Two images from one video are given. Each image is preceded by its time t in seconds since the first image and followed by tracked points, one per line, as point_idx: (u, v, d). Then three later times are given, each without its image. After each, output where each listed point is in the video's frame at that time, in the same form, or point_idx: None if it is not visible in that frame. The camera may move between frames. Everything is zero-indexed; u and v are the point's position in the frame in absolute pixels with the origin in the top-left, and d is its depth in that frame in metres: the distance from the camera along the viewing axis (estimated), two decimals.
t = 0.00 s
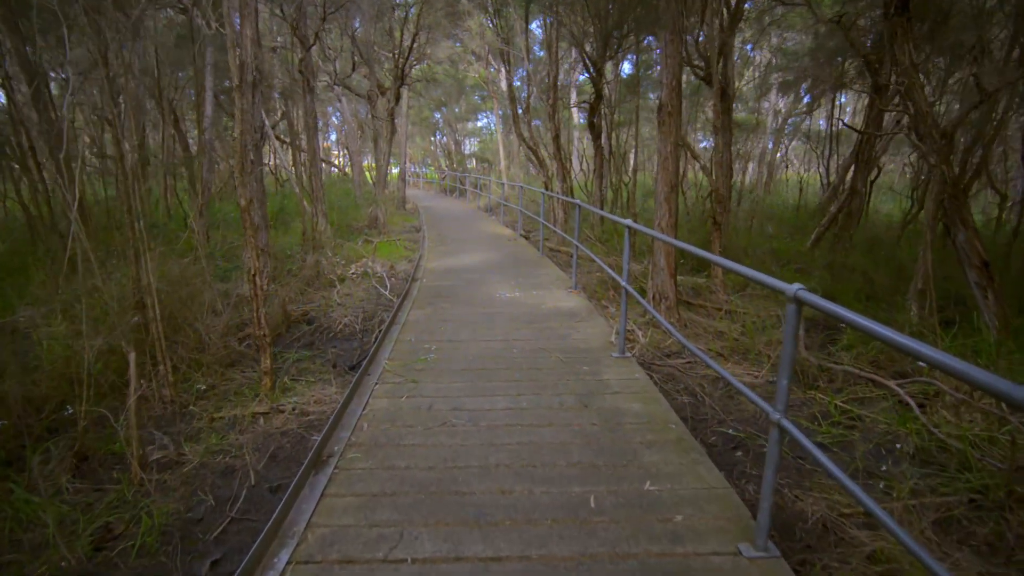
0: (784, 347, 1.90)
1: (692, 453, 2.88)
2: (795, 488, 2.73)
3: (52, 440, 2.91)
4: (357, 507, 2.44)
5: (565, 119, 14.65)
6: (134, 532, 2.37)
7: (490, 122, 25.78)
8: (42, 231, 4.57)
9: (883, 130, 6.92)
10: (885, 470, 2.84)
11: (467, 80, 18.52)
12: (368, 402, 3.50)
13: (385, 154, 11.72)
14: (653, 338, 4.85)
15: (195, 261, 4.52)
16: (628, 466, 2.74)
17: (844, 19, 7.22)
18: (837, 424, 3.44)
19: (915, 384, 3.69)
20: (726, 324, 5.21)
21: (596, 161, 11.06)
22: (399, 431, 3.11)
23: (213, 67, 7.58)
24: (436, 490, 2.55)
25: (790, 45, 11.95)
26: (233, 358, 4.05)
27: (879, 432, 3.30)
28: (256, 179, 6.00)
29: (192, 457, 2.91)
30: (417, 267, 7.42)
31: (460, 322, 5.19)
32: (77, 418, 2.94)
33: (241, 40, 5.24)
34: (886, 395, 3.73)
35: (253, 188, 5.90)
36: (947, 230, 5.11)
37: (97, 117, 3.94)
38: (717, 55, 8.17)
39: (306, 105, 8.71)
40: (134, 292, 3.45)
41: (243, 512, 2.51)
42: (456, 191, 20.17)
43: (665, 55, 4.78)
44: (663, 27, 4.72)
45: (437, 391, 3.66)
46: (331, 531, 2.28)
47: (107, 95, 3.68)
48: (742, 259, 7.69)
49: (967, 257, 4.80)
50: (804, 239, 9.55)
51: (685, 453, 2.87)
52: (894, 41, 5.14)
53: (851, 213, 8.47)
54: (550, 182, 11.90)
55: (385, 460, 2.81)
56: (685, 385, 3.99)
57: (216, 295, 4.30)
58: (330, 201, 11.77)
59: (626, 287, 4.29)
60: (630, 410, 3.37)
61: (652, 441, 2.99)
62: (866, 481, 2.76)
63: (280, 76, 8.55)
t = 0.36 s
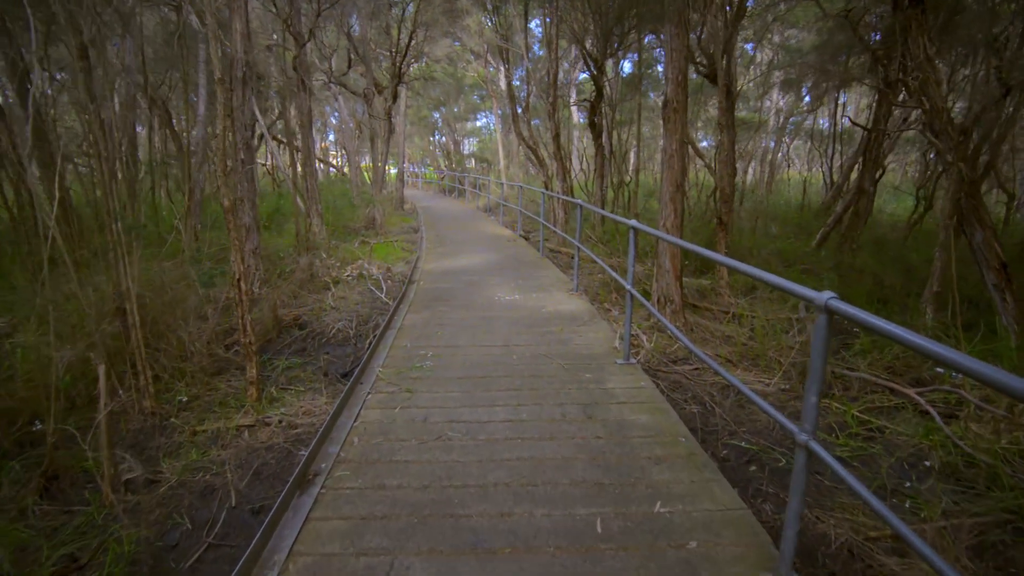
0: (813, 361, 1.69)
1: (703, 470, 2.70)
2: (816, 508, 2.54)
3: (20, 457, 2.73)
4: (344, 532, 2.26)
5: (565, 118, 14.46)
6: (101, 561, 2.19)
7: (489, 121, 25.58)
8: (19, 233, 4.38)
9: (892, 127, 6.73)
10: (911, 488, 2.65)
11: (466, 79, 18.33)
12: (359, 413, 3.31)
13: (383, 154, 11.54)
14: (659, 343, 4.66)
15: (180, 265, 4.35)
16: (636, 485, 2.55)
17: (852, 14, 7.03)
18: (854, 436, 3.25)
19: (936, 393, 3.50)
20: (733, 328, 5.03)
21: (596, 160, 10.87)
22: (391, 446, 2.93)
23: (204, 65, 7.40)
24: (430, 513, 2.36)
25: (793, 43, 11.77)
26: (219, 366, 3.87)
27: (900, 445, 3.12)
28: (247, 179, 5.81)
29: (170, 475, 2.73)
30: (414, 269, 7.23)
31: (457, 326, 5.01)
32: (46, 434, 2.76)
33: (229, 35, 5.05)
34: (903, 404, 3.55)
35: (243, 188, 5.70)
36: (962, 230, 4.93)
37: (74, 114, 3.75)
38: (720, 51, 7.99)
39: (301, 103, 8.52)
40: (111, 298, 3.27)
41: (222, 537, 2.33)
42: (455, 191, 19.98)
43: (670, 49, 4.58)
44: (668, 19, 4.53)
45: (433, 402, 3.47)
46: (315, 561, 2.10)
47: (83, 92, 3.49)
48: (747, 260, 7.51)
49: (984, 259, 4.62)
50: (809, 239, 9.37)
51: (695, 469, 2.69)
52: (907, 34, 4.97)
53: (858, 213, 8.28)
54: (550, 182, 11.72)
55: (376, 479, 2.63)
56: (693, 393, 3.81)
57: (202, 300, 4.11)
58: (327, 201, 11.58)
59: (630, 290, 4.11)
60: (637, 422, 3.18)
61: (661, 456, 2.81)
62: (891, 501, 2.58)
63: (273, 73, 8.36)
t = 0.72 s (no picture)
0: (846, 388, 1.50)
1: (713, 495, 2.49)
2: (837, 539, 2.34)
3: None
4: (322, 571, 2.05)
5: (565, 117, 14.26)
6: None
7: (488, 120, 25.37)
8: None
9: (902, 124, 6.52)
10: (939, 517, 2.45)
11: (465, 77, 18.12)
12: (346, 429, 3.11)
13: (379, 153, 11.35)
14: (662, 351, 4.46)
15: (159, 270, 4.14)
16: (642, 513, 2.35)
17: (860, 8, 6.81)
18: (873, 454, 3.05)
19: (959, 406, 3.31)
20: (740, 335, 4.82)
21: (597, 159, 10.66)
22: (379, 468, 2.72)
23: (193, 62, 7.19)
24: (418, 547, 2.16)
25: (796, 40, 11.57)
26: (200, 377, 3.67)
27: (922, 464, 2.92)
28: (234, 179, 5.61)
29: (138, 501, 2.52)
30: (409, 272, 7.03)
31: (452, 333, 4.80)
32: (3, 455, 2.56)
33: (215, 28, 4.84)
34: (923, 418, 3.35)
35: (229, 189, 5.49)
36: (981, 232, 4.72)
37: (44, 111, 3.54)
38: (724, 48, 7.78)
39: (294, 101, 8.33)
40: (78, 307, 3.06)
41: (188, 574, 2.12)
42: (453, 191, 19.78)
43: (674, 43, 4.37)
44: (671, 11, 4.31)
45: (424, 416, 3.26)
46: None
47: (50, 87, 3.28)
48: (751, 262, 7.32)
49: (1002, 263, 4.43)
50: (814, 240, 9.18)
51: (706, 495, 2.49)
52: (922, 27, 4.76)
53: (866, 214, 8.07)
54: (549, 181, 11.54)
55: (359, 507, 2.42)
56: (700, 406, 3.61)
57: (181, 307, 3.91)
58: (322, 201, 11.37)
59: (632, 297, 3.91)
60: (641, 439, 2.98)
61: (668, 480, 2.61)
62: (921, 531, 2.37)
63: (264, 70, 8.14)
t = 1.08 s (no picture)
0: (880, 419, 1.35)
1: (726, 521, 2.33)
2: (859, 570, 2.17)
3: None
4: None
5: (565, 118, 14.12)
6: None
7: (487, 122, 25.24)
8: None
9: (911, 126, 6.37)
10: (967, 544, 2.29)
11: (465, 79, 17.98)
12: (335, 446, 2.95)
13: (376, 155, 11.20)
14: (667, 361, 4.30)
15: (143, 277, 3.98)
16: (649, 542, 2.19)
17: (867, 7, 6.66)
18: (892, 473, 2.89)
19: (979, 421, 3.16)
20: (746, 344, 4.67)
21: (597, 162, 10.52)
22: (368, 490, 2.56)
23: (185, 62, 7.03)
24: None
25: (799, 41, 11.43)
26: (184, 389, 3.51)
27: (944, 484, 2.76)
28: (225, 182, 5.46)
29: (109, 527, 2.36)
30: (405, 276, 6.88)
31: (449, 341, 4.64)
32: None
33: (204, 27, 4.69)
34: (942, 433, 3.20)
35: (220, 191, 5.32)
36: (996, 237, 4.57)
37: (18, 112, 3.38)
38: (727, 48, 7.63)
39: (289, 103, 8.18)
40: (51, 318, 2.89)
41: None
42: (453, 193, 19.64)
43: (679, 41, 4.21)
44: (676, 9, 4.15)
45: (418, 432, 3.10)
46: None
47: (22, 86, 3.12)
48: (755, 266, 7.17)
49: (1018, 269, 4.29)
50: (818, 244, 9.02)
51: (717, 520, 2.33)
52: (934, 25, 4.61)
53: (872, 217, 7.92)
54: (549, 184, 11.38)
55: (346, 534, 2.25)
56: (707, 420, 3.45)
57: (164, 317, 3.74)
58: (318, 204, 11.21)
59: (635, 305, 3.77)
60: (647, 457, 2.82)
61: (676, 503, 2.44)
62: (948, 560, 2.21)
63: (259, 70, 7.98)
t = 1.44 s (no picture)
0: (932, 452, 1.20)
1: (742, 548, 2.17)
2: None
3: None
4: None
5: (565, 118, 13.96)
6: None
7: (486, 121, 25.08)
8: None
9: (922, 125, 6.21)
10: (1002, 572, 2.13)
11: (464, 78, 17.81)
12: (324, 463, 2.78)
13: (373, 154, 11.04)
14: (673, 369, 4.14)
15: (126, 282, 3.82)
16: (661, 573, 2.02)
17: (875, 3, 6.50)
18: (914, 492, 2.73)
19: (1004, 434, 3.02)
20: (755, 350, 4.50)
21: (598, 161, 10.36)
22: (358, 513, 2.39)
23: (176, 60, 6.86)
24: None
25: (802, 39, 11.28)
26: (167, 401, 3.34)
27: (971, 504, 2.60)
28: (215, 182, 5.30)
29: (79, 555, 2.19)
30: (403, 279, 6.72)
31: (446, 347, 4.48)
32: None
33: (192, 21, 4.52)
34: (965, 447, 3.05)
35: (211, 192, 5.16)
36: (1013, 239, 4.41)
37: None
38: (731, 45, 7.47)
39: (284, 101, 8.01)
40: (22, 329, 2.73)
41: None
42: (451, 193, 19.47)
43: (685, 36, 4.04)
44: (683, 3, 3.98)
45: (413, 447, 2.93)
46: None
47: None
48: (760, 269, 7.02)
49: None
50: (823, 245, 8.87)
51: (733, 548, 2.16)
52: (950, 20, 4.45)
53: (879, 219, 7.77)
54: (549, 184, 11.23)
55: (333, 564, 2.09)
56: (717, 433, 3.28)
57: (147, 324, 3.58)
58: (315, 204, 11.05)
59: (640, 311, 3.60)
60: (655, 476, 2.65)
61: (689, 528, 2.28)
62: None
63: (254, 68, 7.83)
